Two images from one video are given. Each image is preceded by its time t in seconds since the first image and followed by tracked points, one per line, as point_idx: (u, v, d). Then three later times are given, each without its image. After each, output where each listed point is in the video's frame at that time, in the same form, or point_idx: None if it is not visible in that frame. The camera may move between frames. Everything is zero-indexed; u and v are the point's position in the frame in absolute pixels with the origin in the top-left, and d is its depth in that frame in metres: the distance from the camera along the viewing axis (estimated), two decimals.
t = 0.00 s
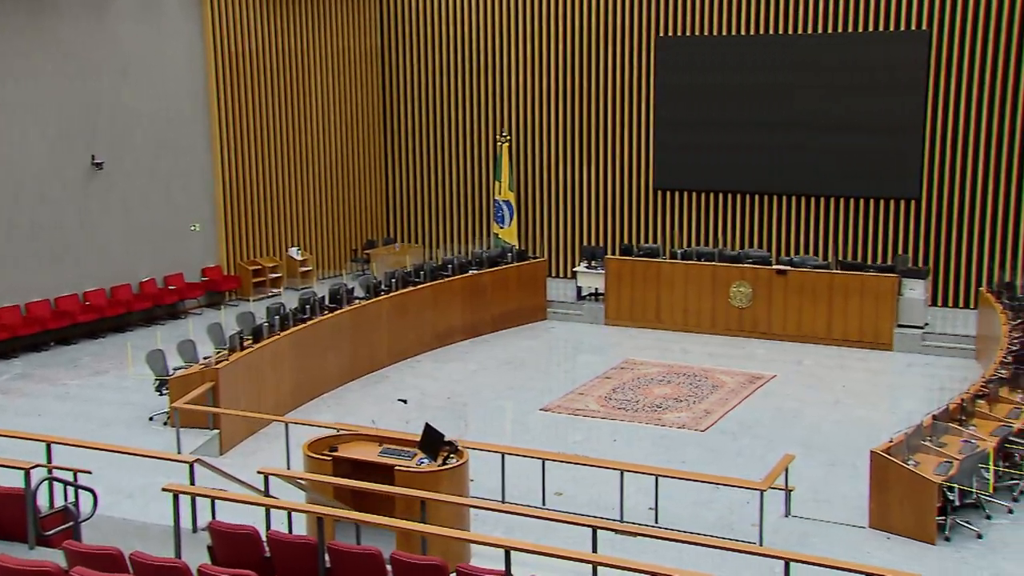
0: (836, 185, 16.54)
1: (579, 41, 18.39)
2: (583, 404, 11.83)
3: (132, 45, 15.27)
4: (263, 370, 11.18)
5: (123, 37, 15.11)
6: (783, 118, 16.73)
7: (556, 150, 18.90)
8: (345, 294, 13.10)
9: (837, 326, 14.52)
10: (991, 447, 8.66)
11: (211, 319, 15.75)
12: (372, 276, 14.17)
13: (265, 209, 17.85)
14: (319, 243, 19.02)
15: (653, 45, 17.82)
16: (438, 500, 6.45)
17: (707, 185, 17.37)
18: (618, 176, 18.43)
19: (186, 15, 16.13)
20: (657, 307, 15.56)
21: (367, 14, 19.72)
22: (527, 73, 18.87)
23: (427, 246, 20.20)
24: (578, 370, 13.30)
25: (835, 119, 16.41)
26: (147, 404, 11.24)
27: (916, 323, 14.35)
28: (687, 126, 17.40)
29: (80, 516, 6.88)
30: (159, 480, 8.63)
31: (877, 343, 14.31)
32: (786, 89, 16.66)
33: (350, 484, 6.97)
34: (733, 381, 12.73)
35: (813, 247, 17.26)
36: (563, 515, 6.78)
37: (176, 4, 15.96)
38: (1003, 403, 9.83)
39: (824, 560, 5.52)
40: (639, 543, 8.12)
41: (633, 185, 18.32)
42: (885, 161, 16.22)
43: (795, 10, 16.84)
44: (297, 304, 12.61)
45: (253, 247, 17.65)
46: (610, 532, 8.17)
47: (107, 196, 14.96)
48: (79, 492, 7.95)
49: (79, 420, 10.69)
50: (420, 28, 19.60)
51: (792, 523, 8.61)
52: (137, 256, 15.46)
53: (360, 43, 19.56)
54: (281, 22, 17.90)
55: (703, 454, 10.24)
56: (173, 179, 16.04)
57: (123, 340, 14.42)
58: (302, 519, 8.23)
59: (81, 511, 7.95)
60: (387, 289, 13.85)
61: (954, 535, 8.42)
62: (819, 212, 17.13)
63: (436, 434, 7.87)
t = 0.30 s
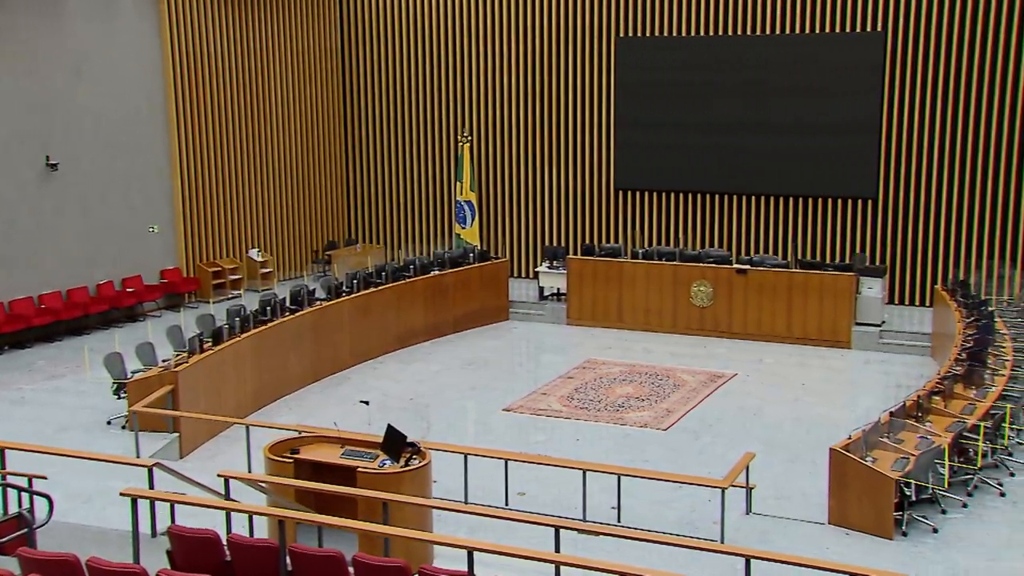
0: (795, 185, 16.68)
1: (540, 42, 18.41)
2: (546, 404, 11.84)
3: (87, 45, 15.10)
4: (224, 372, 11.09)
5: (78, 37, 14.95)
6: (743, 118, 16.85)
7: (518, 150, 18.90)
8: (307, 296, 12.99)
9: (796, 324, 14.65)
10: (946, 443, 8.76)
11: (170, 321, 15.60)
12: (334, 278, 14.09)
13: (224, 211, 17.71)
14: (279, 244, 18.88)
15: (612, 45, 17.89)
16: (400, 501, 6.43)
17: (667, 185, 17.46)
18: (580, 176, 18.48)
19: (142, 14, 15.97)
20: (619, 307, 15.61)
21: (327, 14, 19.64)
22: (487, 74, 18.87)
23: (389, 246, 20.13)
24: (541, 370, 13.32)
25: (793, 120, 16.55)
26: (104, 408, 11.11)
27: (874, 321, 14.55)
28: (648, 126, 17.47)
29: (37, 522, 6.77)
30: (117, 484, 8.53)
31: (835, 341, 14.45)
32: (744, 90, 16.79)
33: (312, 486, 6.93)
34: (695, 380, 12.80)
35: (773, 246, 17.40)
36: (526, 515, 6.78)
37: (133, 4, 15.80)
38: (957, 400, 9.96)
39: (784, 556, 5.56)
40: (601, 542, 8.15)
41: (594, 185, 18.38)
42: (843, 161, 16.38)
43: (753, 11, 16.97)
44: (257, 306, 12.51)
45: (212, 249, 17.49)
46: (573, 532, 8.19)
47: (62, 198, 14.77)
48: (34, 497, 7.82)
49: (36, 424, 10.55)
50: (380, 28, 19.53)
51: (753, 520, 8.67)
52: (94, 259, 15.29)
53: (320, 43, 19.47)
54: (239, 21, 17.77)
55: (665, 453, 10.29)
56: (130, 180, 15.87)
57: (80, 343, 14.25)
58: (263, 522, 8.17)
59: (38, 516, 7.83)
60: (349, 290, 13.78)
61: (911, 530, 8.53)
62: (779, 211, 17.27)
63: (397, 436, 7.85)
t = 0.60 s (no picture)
0: (761, 185, 16.79)
1: (507, 42, 18.42)
2: (514, 405, 11.85)
3: (47, 46, 14.94)
4: (189, 374, 11.00)
5: (38, 36, 14.79)
6: (708, 118, 16.93)
7: (485, 151, 18.89)
8: (274, 297, 12.93)
9: (762, 322, 14.74)
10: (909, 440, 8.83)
11: (135, 323, 15.47)
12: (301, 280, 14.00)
13: (189, 212, 17.55)
14: (245, 246, 18.76)
15: (579, 44, 17.91)
16: (368, 503, 6.40)
17: (634, 185, 17.51)
18: (548, 176, 18.51)
19: (104, 15, 15.83)
20: (586, 307, 15.64)
21: (293, 14, 19.52)
22: (455, 74, 18.84)
23: (357, 247, 20.05)
24: (509, 370, 13.32)
25: (759, 119, 16.64)
26: (67, 412, 10.99)
27: (839, 319, 14.68)
28: (615, 126, 17.51)
29: None
30: (81, 489, 8.43)
31: (801, 339, 14.56)
32: (711, 90, 16.86)
33: (279, 488, 6.89)
34: (662, 380, 12.86)
35: (739, 246, 17.50)
36: (493, 515, 6.78)
37: (94, 4, 15.66)
38: (919, 397, 10.06)
39: (749, 554, 5.59)
40: (570, 541, 8.16)
41: (561, 184, 18.43)
42: (808, 161, 16.49)
43: (719, 11, 17.04)
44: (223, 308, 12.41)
45: (177, 251, 17.36)
46: (542, 532, 8.20)
47: (23, 200, 14.61)
48: None
49: None
50: (346, 28, 19.46)
51: (720, 518, 8.72)
52: (55, 261, 15.13)
53: (286, 43, 19.36)
54: (203, 20, 17.64)
55: (633, 452, 10.33)
56: (92, 182, 15.73)
57: (42, 346, 14.09)
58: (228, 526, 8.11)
59: None
60: (315, 292, 13.70)
61: (875, 526, 8.60)
62: (745, 211, 17.38)
63: (365, 438, 7.83)
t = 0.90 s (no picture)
0: (735, 185, 16.86)
1: (481, 43, 18.41)
2: (488, 405, 11.84)
3: (15, 47, 14.80)
4: (161, 376, 10.93)
5: (5, 36, 14.64)
6: (683, 119, 16.98)
7: (460, 151, 18.86)
8: (246, 298, 12.81)
9: (736, 321, 14.81)
10: (881, 437, 8.88)
11: (106, 325, 15.35)
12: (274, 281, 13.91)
13: (161, 212, 17.42)
14: (218, 247, 18.65)
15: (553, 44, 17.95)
16: (342, 504, 6.38)
17: (607, 184, 17.54)
18: (523, 177, 18.51)
19: (72, 14, 15.70)
20: (560, 307, 15.66)
21: (264, 14, 19.42)
22: (429, 74, 18.81)
23: (330, 248, 19.97)
24: (484, 371, 13.32)
25: (734, 120, 16.70)
26: (38, 415, 10.88)
27: (812, 318, 14.76)
28: (590, 127, 17.53)
29: None
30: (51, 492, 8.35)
31: (774, 339, 14.64)
32: (684, 89, 16.92)
33: (252, 490, 6.85)
34: (637, 379, 12.89)
35: (714, 246, 17.58)
36: (467, 516, 6.77)
37: (63, 4, 15.53)
38: (891, 395, 10.14)
39: (723, 552, 5.61)
40: (545, 541, 8.16)
41: (536, 185, 18.43)
42: (782, 161, 16.57)
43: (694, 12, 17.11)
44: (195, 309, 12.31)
45: (149, 252, 17.24)
46: (516, 532, 8.19)
47: None
48: None
49: None
50: (319, 28, 19.38)
51: (694, 516, 8.75)
52: (24, 262, 14.99)
53: (258, 43, 19.26)
54: (174, 20, 17.51)
55: (607, 451, 10.35)
56: (62, 183, 15.59)
57: (11, 349, 13.96)
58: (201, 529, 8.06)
59: None
60: (289, 293, 13.62)
61: (847, 523, 8.66)
62: (720, 211, 17.46)
63: (340, 439, 7.83)
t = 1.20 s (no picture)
0: (728, 186, 16.87)
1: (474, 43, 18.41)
2: (481, 405, 11.83)
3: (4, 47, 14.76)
4: (154, 377, 10.91)
5: None
6: (676, 119, 16.98)
7: (453, 151, 18.85)
8: (239, 298, 12.78)
9: (729, 321, 14.82)
10: (873, 437, 8.90)
11: (98, 326, 15.32)
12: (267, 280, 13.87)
13: (153, 212, 17.39)
14: (211, 247, 18.62)
15: (546, 44, 17.94)
16: (336, 505, 6.37)
17: (600, 185, 17.55)
18: (516, 177, 18.51)
19: (63, 14, 15.66)
20: (553, 306, 15.66)
21: (257, 14, 19.39)
22: (422, 74, 18.79)
23: (323, 248, 19.94)
24: (477, 371, 13.31)
25: (727, 120, 16.71)
26: (29, 416, 10.85)
27: (804, 318, 14.79)
28: (583, 127, 17.52)
29: None
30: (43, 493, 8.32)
31: (767, 339, 14.66)
32: (677, 90, 16.92)
33: (245, 491, 6.84)
34: (629, 379, 12.89)
35: (707, 246, 17.60)
36: (461, 516, 6.76)
37: (54, 4, 15.50)
38: (883, 394, 10.15)
39: (716, 552, 5.61)
40: (538, 541, 8.16)
41: (529, 185, 18.43)
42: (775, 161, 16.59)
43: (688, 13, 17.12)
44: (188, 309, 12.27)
45: (142, 252, 17.21)
46: (510, 532, 8.19)
47: None
48: None
49: None
50: (312, 28, 19.36)
51: (687, 516, 8.76)
52: (16, 263, 14.96)
53: (250, 42, 19.22)
54: (165, 20, 17.48)
55: (600, 451, 10.35)
56: (53, 184, 15.55)
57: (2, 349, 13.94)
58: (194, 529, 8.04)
59: None
60: (281, 293, 13.59)
61: (840, 523, 8.67)
62: (712, 211, 17.48)
63: (333, 439, 7.81)
